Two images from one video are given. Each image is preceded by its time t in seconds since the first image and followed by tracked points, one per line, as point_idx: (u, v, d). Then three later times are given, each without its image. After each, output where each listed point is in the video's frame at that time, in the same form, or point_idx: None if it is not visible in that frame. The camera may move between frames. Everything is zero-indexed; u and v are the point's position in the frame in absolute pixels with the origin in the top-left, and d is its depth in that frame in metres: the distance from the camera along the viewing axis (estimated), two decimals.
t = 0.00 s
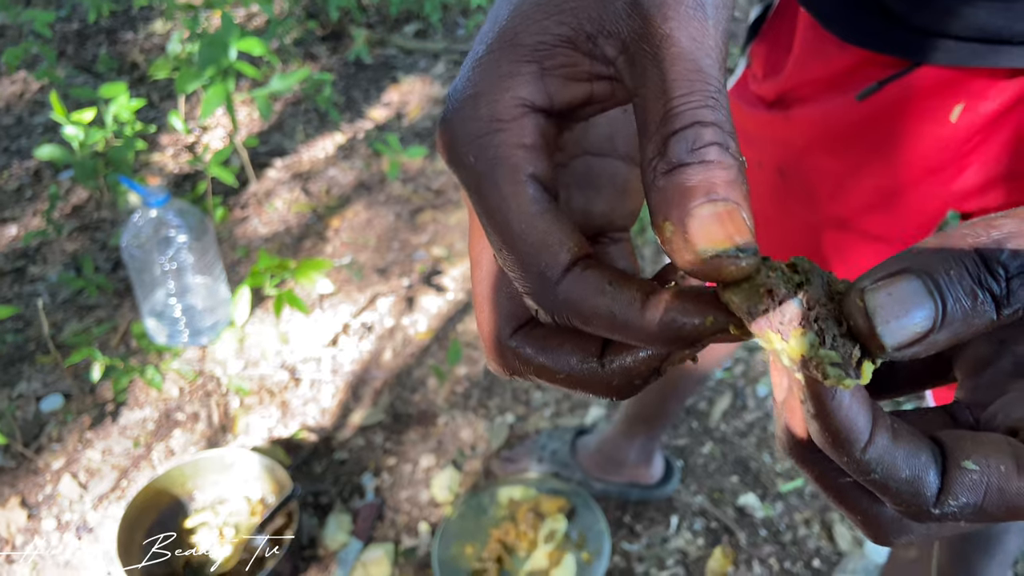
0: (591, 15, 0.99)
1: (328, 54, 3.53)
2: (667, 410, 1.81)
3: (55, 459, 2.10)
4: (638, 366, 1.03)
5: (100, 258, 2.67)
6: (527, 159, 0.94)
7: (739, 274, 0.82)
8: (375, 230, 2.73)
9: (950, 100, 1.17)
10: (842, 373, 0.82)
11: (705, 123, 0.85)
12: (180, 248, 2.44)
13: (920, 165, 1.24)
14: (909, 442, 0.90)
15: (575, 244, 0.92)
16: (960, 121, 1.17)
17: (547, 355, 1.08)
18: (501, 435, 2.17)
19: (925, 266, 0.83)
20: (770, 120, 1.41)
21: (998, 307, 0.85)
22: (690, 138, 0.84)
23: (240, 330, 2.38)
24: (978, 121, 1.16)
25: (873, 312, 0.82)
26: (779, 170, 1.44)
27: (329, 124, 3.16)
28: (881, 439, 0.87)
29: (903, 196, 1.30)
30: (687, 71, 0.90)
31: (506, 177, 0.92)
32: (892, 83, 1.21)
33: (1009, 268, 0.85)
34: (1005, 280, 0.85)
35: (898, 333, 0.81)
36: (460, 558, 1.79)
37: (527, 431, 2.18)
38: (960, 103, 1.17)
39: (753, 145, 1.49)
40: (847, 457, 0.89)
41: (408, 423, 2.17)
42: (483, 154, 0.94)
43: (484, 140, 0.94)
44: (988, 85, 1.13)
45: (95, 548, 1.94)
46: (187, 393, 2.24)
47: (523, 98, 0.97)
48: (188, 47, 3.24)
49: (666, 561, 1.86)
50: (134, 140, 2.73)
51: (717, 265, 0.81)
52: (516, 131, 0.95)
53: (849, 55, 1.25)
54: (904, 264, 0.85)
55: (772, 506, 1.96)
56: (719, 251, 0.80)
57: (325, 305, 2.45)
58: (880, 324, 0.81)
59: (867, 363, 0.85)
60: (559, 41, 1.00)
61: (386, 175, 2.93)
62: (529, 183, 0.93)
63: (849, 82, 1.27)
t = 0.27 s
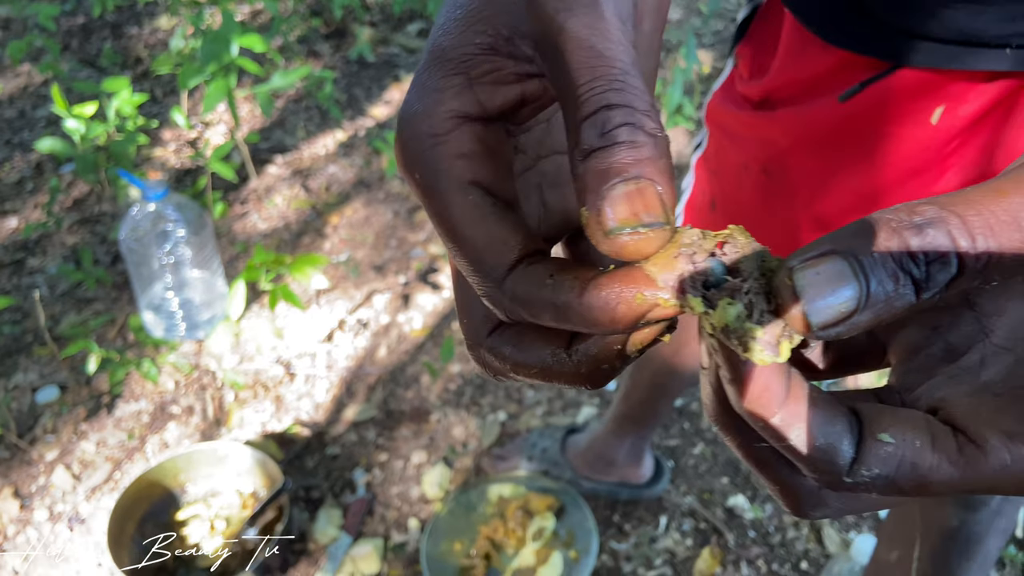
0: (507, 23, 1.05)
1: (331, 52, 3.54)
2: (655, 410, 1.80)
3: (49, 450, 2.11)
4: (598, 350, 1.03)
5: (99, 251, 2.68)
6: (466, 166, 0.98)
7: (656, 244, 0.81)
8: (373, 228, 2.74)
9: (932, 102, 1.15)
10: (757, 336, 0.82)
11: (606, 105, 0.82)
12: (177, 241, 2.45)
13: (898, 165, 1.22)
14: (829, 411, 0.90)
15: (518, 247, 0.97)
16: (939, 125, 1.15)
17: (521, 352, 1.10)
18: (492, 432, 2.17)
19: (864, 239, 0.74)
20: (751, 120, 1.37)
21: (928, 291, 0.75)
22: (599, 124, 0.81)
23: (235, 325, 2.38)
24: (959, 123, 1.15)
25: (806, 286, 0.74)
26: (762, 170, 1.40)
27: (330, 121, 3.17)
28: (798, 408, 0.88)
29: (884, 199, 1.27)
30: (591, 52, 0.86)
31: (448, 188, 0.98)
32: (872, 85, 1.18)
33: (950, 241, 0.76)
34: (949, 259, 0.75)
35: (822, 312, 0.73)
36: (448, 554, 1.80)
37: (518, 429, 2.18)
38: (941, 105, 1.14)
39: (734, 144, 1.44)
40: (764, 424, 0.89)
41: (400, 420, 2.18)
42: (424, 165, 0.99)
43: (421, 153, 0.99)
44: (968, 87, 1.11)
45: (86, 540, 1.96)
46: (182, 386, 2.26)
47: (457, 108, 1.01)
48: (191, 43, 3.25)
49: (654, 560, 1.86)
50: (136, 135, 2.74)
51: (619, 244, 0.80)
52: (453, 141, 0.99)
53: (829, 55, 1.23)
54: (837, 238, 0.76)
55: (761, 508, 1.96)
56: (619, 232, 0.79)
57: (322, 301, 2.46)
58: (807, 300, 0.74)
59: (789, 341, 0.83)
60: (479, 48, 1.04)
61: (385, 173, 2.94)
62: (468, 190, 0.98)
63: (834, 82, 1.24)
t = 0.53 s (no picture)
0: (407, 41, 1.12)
1: (349, 51, 3.57)
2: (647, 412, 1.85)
3: (54, 437, 2.15)
4: (532, 333, 1.08)
5: (113, 242, 2.71)
6: (388, 178, 1.11)
7: (528, 225, 0.87)
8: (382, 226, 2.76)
9: (913, 109, 1.17)
10: (637, 301, 0.87)
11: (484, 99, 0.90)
12: (187, 234, 2.48)
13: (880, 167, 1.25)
14: (710, 392, 0.90)
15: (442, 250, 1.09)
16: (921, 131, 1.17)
17: (472, 347, 1.20)
18: (490, 432, 2.18)
19: (747, 223, 0.73)
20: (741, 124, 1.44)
21: (802, 276, 0.75)
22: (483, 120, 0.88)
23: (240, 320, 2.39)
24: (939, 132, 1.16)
25: (689, 263, 0.74)
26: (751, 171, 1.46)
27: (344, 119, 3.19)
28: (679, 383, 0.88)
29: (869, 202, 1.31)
30: (467, 55, 0.94)
31: (376, 199, 1.11)
32: (855, 89, 1.22)
33: (824, 231, 0.74)
34: (825, 243, 0.75)
35: (700, 284, 0.74)
36: (440, 551, 1.81)
37: (516, 429, 2.19)
38: (922, 113, 1.17)
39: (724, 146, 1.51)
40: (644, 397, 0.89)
41: (399, 416, 2.20)
42: (353, 178, 1.12)
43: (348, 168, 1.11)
44: (948, 96, 1.13)
45: (86, 526, 1.99)
46: (187, 377, 2.28)
47: (375, 123, 1.11)
48: (210, 39, 3.29)
49: (646, 564, 1.86)
50: (152, 129, 2.78)
51: (496, 227, 0.86)
52: (375, 156, 1.11)
53: (812, 61, 1.27)
54: (724, 220, 0.75)
55: (757, 516, 1.95)
56: (492, 215, 0.85)
57: (328, 297, 2.47)
58: (689, 277, 0.74)
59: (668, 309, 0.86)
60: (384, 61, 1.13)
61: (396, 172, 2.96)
62: (392, 201, 1.10)
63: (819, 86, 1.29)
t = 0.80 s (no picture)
0: (378, 40, 1.36)
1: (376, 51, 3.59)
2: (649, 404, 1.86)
3: (71, 422, 2.18)
4: (514, 315, 1.22)
5: (137, 232, 2.75)
6: (373, 176, 1.35)
7: (473, 208, 0.96)
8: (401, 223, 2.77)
9: (922, 113, 1.27)
10: (588, 264, 0.93)
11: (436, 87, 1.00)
12: (207, 226, 2.51)
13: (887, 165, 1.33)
14: (661, 376, 0.96)
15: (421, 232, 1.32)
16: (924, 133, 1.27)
17: (467, 335, 1.35)
18: (500, 430, 2.17)
19: (695, 192, 0.77)
20: (751, 125, 1.54)
21: (746, 252, 0.77)
22: (432, 103, 1.00)
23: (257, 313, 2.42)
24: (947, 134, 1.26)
25: (641, 223, 0.77)
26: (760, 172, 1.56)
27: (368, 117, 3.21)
28: (632, 362, 0.95)
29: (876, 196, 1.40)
30: (413, 36, 1.05)
31: (366, 194, 1.36)
32: (861, 92, 1.31)
33: (771, 212, 0.77)
34: (773, 223, 0.77)
35: (655, 245, 0.77)
36: (445, 547, 1.81)
37: (526, 429, 2.19)
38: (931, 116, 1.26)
39: (734, 146, 1.62)
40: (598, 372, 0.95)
41: (410, 412, 2.21)
42: (347, 173, 1.38)
43: (342, 166, 1.37)
44: (954, 99, 1.22)
45: (99, 510, 2.02)
46: (203, 367, 2.31)
47: (361, 123, 1.36)
48: (238, 35, 3.32)
49: (651, 569, 1.85)
50: (179, 122, 2.81)
51: (444, 211, 0.96)
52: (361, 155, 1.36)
53: (820, 64, 1.36)
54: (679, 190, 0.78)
55: (765, 524, 1.93)
56: (442, 196, 0.94)
57: (344, 292, 2.49)
58: (642, 237, 0.78)
59: (617, 268, 0.92)
60: (365, 66, 1.36)
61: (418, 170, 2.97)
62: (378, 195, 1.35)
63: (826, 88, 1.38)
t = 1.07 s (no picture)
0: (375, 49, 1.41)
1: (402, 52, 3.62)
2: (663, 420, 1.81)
3: (92, 412, 2.21)
4: (510, 325, 1.25)
5: (161, 227, 2.78)
6: (374, 184, 1.40)
7: (455, 220, 0.98)
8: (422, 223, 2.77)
9: (937, 119, 1.28)
10: (556, 289, 0.92)
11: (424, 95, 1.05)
12: (229, 221, 2.53)
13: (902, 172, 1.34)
14: (647, 407, 0.98)
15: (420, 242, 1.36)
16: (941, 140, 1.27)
17: (467, 344, 1.37)
18: (514, 432, 2.17)
19: (674, 213, 0.76)
20: (766, 129, 1.55)
21: (730, 279, 0.77)
22: (421, 109, 1.05)
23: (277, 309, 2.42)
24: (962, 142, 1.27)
25: (614, 250, 0.76)
26: (774, 178, 1.59)
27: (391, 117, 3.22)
28: (617, 394, 0.96)
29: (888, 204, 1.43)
30: (402, 44, 1.10)
31: (367, 201, 1.41)
32: (877, 96, 1.32)
33: (761, 237, 0.76)
34: (764, 251, 0.76)
35: (629, 274, 0.76)
36: (455, 548, 1.81)
37: (540, 432, 2.18)
38: (946, 123, 1.27)
39: (749, 151, 1.64)
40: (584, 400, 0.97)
41: (424, 412, 2.21)
42: (351, 183, 1.43)
43: (346, 174, 1.43)
44: (970, 106, 1.23)
45: (115, 500, 2.04)
46: (222, 361, 2.33)
47: (362, 132, 1.42)
48: (266, 33, 3.35)
49: None
50: (206, 119, 2.84)
51: (428, 222, 0.99)
52: (363, 162, 1.41)
53: (837, 67, 1.38)
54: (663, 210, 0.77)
55: (778, 534, 1.91)
56: (427, 206, 0.98)
57: (363, 291, 2.50)
58: (614, 264, 0.76)
59: (584, 294, 0.92)
60: (365, 74, 1.41)
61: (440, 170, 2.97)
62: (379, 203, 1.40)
63: (840, 91, 1.40)
